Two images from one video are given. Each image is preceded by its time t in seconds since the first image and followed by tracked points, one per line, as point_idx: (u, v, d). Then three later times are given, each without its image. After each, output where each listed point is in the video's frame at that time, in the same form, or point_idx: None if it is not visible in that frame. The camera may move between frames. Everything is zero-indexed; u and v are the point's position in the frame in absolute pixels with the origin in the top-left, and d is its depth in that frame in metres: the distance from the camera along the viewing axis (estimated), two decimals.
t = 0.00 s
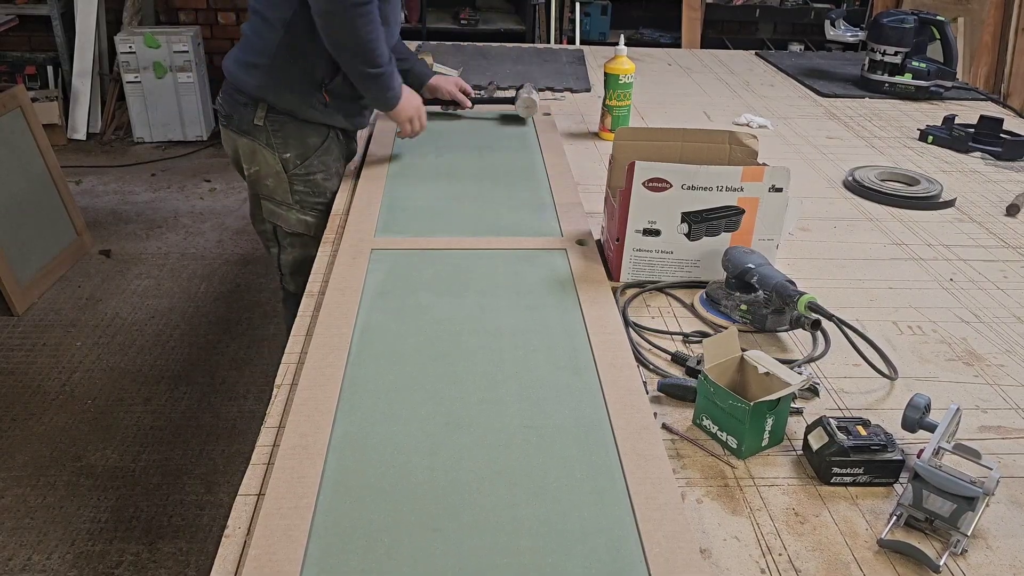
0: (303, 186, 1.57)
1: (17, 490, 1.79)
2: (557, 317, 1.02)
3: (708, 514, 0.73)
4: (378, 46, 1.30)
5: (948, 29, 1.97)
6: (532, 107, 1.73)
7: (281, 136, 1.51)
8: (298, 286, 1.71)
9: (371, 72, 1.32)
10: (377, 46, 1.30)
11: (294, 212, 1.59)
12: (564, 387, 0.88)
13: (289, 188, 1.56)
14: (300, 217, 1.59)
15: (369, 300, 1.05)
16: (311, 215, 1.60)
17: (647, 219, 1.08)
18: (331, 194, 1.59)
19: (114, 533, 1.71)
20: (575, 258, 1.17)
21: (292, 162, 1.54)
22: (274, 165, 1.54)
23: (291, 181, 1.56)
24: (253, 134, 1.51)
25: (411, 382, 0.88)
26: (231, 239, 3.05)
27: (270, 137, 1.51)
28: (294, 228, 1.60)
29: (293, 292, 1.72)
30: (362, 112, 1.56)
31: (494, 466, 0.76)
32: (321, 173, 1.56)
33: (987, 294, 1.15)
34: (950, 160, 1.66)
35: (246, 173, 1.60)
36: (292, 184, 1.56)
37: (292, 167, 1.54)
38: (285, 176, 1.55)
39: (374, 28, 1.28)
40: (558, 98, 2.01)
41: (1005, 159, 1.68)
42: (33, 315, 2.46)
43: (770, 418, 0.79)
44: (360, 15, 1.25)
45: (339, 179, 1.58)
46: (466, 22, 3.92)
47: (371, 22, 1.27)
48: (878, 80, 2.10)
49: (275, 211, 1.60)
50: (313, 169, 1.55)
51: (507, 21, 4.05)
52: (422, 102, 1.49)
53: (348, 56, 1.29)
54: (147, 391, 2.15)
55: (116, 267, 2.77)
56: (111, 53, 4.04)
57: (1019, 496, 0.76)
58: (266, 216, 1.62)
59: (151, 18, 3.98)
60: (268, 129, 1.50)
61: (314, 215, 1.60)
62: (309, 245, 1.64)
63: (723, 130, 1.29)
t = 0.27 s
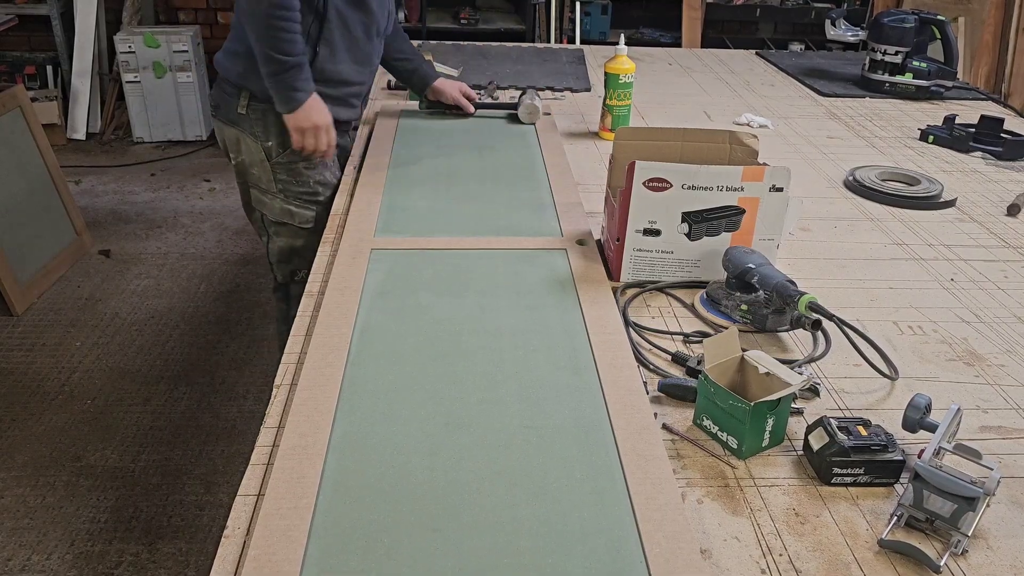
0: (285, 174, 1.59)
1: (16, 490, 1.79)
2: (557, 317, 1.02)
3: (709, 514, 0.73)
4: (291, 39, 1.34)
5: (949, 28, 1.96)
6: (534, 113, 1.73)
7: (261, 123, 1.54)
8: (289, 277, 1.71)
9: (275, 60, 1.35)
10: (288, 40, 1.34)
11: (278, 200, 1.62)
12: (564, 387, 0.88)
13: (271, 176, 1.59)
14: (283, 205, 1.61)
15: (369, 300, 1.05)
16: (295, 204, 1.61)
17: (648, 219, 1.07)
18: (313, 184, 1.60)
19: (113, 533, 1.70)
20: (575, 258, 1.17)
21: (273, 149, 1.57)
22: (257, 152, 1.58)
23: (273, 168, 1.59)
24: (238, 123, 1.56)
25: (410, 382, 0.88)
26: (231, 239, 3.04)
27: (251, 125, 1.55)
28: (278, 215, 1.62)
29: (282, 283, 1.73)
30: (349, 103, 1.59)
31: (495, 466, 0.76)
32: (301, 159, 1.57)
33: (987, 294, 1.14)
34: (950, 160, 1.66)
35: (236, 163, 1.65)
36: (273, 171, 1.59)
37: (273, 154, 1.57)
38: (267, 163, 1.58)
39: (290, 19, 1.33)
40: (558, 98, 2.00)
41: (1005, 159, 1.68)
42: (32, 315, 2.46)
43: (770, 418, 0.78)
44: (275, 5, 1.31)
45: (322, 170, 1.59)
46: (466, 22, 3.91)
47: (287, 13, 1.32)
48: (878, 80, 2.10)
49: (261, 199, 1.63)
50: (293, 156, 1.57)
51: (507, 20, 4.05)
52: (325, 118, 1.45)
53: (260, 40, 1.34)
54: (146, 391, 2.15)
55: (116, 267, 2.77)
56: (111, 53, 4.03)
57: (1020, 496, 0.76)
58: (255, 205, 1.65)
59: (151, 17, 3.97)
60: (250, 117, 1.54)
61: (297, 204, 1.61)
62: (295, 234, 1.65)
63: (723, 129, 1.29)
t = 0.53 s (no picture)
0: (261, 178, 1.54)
1: (16, 490, 1.79)
2: (557, 317, 1.02)
3: (708, 514, 0.73)
4: (234, 50, 1.27)
5: (949, 28, 1.96)
6: (533, 113, 1.73)
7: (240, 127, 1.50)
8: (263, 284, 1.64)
9: (215, 68, 1.28)
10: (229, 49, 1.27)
11: (254, 205, 1.56)
12: (563, 387, 0.88)
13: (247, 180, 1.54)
14: (259, 209, 1.56)
15: (369, 299, 1.05)
16: (271, 209, 1.56)
17: (648, 219, 1.07)
18: (290, 190, 1.56)
19: (113, 533, 1.71)
20: (575, 258, 1.17)
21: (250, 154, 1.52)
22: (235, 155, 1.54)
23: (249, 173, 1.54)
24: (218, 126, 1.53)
25: (411, 382, 0.88)
26: (230, 239, 3.04)
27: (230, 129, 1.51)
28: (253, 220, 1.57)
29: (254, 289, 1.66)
30: (331, 104, 1.56)
31: (495, 467, 0.76)
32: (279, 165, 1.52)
33: (987, 294, 1.14)
34: (950, 160, 1.66)
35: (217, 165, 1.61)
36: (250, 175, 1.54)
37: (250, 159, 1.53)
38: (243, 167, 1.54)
39: (236, 28, 1.26)
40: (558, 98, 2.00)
41: (1005, 159, 1.68)
42: (32, 315, 2.46)
43: (770, 418, 0.78)
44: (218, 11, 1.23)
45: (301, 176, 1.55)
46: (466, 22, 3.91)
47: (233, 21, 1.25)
48: (878, 80, 2.10)
49: (237, 203, 1.58)
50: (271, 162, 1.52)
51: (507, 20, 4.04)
52: (257, 138, 1.38)
53: (203, 49, 1.27)
54: (146, 391, 2.15)
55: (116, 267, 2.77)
56: (111, 53, 4.03)
57: (1020, 496, 0.76)
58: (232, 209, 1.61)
59: (151, 17, 3.97)
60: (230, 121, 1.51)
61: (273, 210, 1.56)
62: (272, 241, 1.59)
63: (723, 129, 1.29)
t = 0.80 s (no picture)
0: (214, 202, 1.41)
1: (17, 490, 1.79)
2: (558, 317, 1.02)
3: (708, 513, 0.73)
4: (201, 70, 1.18)
5: (949, 28, 1.96)
6: (533, 113, 1.74)
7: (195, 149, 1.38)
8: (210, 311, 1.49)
9: (188, 94, 1.19)
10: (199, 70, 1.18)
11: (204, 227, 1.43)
12: (563, 387, 0.88)
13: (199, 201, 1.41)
14: (208, 232, 1.43)
15: (369, 299, 1.05)
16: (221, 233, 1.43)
17: (648, 219, 1.07)
18: (241, 216, 1.42)
19: (113, 533, 1.71)
20: (575, 258, 1.17)
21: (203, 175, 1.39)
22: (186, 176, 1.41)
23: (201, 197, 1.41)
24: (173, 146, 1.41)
25: (411, 382, 0.88)
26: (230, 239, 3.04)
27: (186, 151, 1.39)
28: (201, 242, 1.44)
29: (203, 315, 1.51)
30: (299, 121, 1.42)
31: (495, 467, 0.76)
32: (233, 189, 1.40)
33: (987, 294, 1.14)
34: (950, 160, 1.66)
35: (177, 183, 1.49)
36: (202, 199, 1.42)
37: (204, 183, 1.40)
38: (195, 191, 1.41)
39: (194, 47, 1.17)
40: (558, 98, 2.00)
41: (1005, 159, 1.68)
42: (32, 315, 2.46)
43: (770, 418, 0.78)
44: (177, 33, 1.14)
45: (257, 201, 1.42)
46: (466, 22, 3.91)
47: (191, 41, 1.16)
48: (878, 80, 2.10)
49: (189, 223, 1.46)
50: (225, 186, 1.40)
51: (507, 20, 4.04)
52: (259, 148, 1.29)
53: (168, 75, 1.18)
54: (146, 391, 2.15)
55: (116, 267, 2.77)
56: (111, 53, 4.03)
57: (1020, 496, 0.76)
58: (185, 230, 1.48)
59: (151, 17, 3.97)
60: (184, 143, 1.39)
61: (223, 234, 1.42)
62: (221, 267, 1.45)
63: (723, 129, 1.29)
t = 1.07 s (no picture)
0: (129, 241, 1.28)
1: (17, 490, 1.79)
2: (558, 317, 1.02)
3: (708, 513, 0.73)
4: (79, 99, 1.05)
5: (949, 28, 1.96)
6: (533, 113, 1.74)
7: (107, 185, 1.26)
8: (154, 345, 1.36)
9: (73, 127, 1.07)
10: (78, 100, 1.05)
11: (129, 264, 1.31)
12: (564, 387, 0.88)
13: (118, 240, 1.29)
14: (130, 272, 1.30)
15: (369, 300, 1.05)
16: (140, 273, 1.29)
17: (648, 219, 1.07)
18: (158, 256, 1.28)
19: (113, 533, 1.71)
20: (575, 258, 1.17)
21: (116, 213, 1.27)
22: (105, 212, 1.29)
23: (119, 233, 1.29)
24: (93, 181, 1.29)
25: (411, 382, 0.88)
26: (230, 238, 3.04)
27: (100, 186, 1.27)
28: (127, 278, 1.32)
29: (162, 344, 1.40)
30: (216, 158, 1.29)
31: (494, 467, 0.76)
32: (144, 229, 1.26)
33: (987, 294, 1.14)
34: (950, 160, 1.66)
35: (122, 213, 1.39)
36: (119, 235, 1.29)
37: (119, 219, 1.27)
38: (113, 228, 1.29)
39: (70, 76, 1.03)
40: (558, 98, 2.00)
41: (1005, 159, 1.68)
42: (32, 315, 2.46)
43: (770, 418, 0.78)
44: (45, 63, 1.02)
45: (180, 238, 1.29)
46: (466, 22, 3.91)
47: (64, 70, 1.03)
48: (878, 80, 2.10)
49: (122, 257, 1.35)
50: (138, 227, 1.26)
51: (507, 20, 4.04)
52: (166, 177, 1.13)
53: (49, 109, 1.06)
54: (147, 391, 2.15)
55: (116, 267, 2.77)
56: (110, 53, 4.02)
57: (1019, 496, 0.76)
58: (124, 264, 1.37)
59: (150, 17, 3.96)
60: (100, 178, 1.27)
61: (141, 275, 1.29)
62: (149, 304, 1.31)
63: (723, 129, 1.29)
